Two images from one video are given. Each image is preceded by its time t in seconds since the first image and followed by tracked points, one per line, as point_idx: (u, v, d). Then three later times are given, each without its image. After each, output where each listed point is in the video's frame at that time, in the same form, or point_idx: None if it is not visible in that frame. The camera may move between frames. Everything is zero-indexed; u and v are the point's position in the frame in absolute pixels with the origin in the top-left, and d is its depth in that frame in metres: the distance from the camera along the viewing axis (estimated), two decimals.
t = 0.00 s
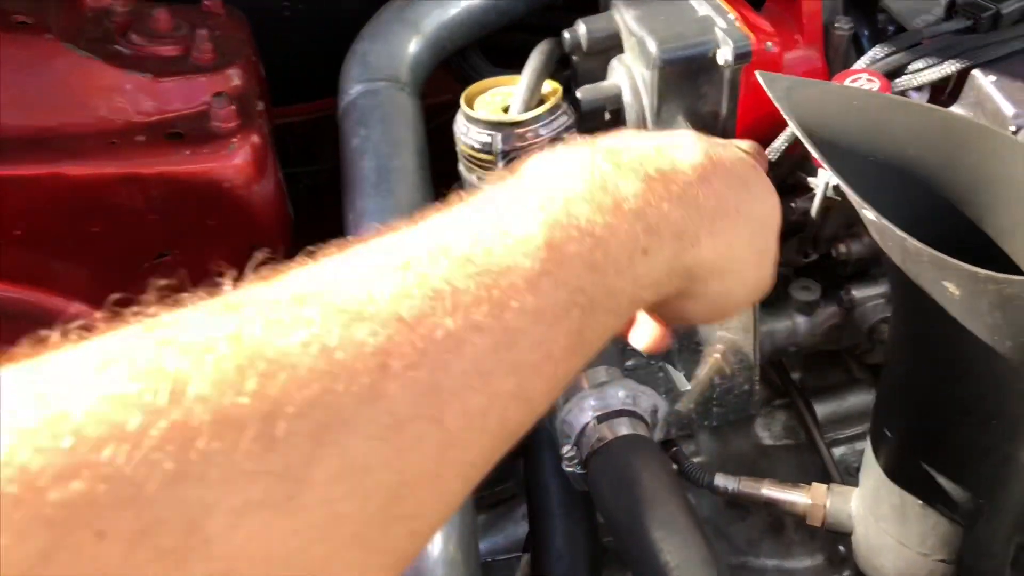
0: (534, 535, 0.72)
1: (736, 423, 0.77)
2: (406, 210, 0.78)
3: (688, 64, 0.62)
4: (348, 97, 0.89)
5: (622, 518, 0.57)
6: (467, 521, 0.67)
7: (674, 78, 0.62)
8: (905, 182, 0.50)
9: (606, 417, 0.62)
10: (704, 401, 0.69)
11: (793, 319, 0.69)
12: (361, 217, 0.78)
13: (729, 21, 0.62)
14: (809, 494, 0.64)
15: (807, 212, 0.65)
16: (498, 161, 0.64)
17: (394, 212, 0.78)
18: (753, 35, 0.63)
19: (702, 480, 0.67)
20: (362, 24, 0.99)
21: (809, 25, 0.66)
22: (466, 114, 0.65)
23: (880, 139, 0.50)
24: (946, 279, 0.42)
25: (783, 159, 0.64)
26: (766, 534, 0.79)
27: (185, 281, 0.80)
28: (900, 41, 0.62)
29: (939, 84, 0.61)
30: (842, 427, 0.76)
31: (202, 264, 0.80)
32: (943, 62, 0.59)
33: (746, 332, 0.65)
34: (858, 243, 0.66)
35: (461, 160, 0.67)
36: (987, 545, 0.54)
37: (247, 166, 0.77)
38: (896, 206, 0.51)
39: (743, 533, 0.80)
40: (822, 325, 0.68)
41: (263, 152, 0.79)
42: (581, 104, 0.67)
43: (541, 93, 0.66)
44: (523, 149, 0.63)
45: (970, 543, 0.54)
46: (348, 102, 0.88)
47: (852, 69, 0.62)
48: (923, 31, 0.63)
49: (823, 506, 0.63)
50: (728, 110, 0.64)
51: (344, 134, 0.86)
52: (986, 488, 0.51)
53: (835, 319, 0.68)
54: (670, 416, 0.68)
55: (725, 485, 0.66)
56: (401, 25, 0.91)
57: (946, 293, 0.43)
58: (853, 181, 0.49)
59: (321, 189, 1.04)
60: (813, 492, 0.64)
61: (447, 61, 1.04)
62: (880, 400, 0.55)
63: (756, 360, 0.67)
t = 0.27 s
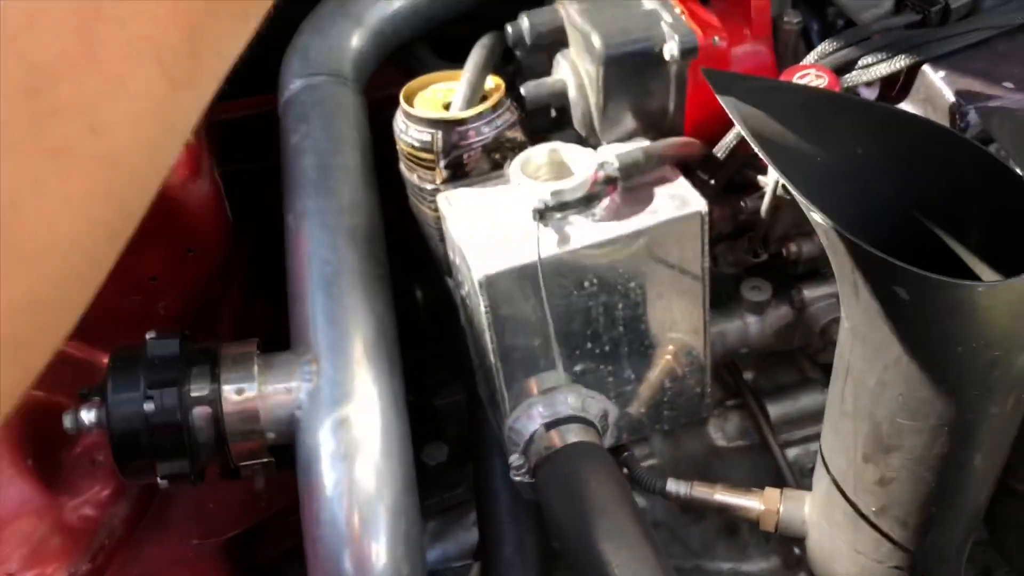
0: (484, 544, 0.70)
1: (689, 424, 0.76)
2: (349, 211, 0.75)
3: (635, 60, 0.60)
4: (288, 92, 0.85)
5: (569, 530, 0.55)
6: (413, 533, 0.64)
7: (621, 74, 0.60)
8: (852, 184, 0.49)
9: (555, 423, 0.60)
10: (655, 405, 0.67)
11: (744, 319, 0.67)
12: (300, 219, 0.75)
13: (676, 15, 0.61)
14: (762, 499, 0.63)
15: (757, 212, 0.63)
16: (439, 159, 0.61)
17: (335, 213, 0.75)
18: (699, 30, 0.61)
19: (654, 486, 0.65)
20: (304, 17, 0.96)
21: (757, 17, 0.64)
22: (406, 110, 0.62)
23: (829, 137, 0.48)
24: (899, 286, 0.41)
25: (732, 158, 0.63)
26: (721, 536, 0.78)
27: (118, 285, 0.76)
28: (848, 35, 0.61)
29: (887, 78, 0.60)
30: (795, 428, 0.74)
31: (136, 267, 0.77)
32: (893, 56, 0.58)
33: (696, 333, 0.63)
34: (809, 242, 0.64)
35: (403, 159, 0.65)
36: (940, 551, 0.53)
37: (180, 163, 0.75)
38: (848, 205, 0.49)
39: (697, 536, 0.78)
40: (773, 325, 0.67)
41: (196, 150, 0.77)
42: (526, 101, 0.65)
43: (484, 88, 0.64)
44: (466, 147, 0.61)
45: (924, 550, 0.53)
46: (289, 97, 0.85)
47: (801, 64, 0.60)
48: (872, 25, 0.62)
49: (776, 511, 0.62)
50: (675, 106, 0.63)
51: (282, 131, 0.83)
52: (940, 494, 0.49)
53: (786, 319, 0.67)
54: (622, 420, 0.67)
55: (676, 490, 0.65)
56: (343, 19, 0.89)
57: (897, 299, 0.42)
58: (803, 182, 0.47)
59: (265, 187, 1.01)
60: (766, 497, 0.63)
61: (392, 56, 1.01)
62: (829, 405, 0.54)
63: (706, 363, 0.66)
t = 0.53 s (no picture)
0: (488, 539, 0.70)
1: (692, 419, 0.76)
2: (352, 205, 0.75)
3: (646, 54, 0.59)
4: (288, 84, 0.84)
5: (581, 526, 0.55)
6: (422, 530, 0.64)
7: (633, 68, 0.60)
8: (871, 181, 0.49)
9: (564, 419, 0.60)
10: (662, 400, 0.67)
11: (751, 315, 0.68)
12: (303, 212, 0.75)
13: (686, 10, 0.60)
14: (770, 495, 0.63)
15: (766, 206, 0.65)
16: (449, 154, 0.61)
17: (338, 207, 0.75)
18: (711, 25, 0.61)
19: (661, 481, 0.64)
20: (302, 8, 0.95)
21: (766, 14, 0.64)
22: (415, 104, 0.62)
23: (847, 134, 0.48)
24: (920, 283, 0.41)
25: (743, 154, 0.62)
26: (722, 530, 0.78)
27: (117, 280, 0.76)
28: (861, 32, 0.61)
29: (899, 75, 0.60)
30: (799, 423, 0.74)
31: (134, 263, 0.77)
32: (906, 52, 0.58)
33: (705, 329, 0.63)
34: (817, 238, 0.64)
35: (411, 153, 0.64)
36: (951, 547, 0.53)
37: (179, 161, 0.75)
38: (865, 201, 0.49)
39: (698, 531, 0.78)
40: (779, 322, 0.67)
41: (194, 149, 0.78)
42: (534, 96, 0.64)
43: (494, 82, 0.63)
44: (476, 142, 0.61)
45: (935, 545, 0.53)
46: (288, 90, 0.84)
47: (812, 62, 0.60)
48: (882, 22, 0.62)
49: (784, 506, 0.62)
50: (686, 102, 0.63)
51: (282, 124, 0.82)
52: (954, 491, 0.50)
53: (792, 315, 0.67)
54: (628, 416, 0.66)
55: (684, 486, 0.65)
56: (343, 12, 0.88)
57: (920, 297, 0.42)
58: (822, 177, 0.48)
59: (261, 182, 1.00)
60: (774, 492, 0.63)
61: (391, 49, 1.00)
62: (844, 402, 0.55)
63: (713, 358, 0.66)
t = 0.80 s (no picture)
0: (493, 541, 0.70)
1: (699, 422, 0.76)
2: (359, 202, 0.74)
3: (661, 54, 0.59)
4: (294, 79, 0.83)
5: (590, 531, 0.54)
6: (427, 533, 0.63)
7: (647, 68, 0.59)
8: (891, 186, 0.49)
9: (572, 423, 0.59)
10: (672, 403, 0.66)
11: (762, 318, 0.67)
12: (309, 209, 0.74)
13: (702, 10, 0.60)
14: (780, 500, 0.62)
15: (779, 210, 0.63)
16: (461, 153, 0.60)
17: (345, 204, 0.74)
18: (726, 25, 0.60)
19: (670, 484, 0.64)
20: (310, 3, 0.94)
21: (782, 15, 0.63)
22: (426, 103, 0.61)
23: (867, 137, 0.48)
24: (944, 290, 0.41)
25: (756, 156, 0.62)
26: (728, 533, 0.78)
27: (120, 276, 0.74)
28: (878, 34, 0.60)
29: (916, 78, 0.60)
30: (807, 426, 0.74)
31: (138, 258, 0.75)
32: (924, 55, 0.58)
33: (715, 331, 0.63)
34: (830, 241, 0.65)
35: (421, 152, 0.64)
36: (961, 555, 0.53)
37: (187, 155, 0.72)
38: (884, 204, 0.49)
39: (704, 534, 0.78)
40: (790, 325, 0.67)
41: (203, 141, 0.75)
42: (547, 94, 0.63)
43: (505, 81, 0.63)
44: (487, 141, 0.60)
45: (949, 553, 0.53)
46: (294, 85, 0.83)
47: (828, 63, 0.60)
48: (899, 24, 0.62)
49: (794, 512, 0.62)
50: (699, 103, 0.62)
51: (289, 119, 0.81)
52: (970, 499, 0.49)
53: (803, 319, 0.67)
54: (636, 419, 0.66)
55: (693, 490, 0.64)
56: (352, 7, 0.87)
57: (943, 305, 0.42)
58: (842, 181, 0.47)
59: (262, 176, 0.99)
60: (784, 497, 0.62)
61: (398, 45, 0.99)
62: (859, 410, 0.54)
63: (723, 361, 0.65)
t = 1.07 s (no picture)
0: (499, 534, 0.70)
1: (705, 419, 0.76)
2: (369, 198, 0.75)
3: (672, 52, 0.59)
4: (305, 75, 0.84)
5: (595, 524, 0.54)
6: (434, 525, 0.63)
7: (658, 65, 0.59)
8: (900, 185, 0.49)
9: (578, 418, 0.60)
10: (679, 400, 0.67)
11: (768, 316, 0.67)
12: (319, 203, 0.74)
13: (713, 8, 0.60)
14: (785, 496, 0.63)
15: (788, 207, 0.65)
16: (471, 149, 0.61)
17: (355, 199, 0.74)
18: (738, 24, 0.60)
19: (676, 481, 0.64)
20: None
21: (791, 13, 0.64)
22: (438, 98, 0.62)
23: (876, 136, 0.48)
24: (951, 287, 0.41)
25: (765, 154, 0.62)
26: (732, 530, 0.78)
27: (131, 267, 0.76)
28: (887, 34, 0.61)
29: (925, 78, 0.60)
30: (812, 424, 0.74)
31: (150, 250, 0.76)
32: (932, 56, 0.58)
33: (721, 329, 0.63)
34: (837, 239, 0.64)
35: (432, 148, 0.64)
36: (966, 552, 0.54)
37: (196, 149, 0.72)
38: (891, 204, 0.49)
39: (708, 530, 0.78)
40: (797, 322, 0.67)
41: (215, 133, 0.75)
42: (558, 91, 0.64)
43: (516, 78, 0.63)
44: (497, 137, 0.60)
45: (953, 551, 0.53)
46: (305, 80, 0.83)
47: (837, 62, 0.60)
48: (909, 24, 0.62)
49: (799, 508, 0.62)
50: (709, 100, 0.63)
51: (299, 114, 0.82)
52: (975, 497, 0.50)
53: (809, 317, 0.67)
54: (642, 416, 0.66)
55: (698, 486, 0.65)
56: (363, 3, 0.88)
57: (949, 302, 0.42)
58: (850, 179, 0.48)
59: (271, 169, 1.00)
60: (789, 494, 0.63)
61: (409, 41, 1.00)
62: (865, 407, 0.54)
63: (730, 358, 0.65)
